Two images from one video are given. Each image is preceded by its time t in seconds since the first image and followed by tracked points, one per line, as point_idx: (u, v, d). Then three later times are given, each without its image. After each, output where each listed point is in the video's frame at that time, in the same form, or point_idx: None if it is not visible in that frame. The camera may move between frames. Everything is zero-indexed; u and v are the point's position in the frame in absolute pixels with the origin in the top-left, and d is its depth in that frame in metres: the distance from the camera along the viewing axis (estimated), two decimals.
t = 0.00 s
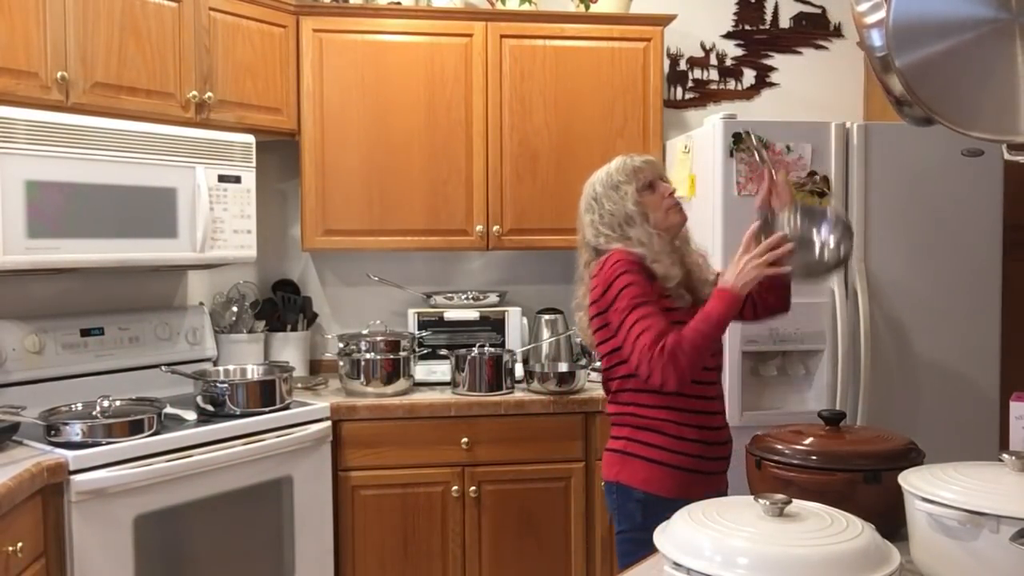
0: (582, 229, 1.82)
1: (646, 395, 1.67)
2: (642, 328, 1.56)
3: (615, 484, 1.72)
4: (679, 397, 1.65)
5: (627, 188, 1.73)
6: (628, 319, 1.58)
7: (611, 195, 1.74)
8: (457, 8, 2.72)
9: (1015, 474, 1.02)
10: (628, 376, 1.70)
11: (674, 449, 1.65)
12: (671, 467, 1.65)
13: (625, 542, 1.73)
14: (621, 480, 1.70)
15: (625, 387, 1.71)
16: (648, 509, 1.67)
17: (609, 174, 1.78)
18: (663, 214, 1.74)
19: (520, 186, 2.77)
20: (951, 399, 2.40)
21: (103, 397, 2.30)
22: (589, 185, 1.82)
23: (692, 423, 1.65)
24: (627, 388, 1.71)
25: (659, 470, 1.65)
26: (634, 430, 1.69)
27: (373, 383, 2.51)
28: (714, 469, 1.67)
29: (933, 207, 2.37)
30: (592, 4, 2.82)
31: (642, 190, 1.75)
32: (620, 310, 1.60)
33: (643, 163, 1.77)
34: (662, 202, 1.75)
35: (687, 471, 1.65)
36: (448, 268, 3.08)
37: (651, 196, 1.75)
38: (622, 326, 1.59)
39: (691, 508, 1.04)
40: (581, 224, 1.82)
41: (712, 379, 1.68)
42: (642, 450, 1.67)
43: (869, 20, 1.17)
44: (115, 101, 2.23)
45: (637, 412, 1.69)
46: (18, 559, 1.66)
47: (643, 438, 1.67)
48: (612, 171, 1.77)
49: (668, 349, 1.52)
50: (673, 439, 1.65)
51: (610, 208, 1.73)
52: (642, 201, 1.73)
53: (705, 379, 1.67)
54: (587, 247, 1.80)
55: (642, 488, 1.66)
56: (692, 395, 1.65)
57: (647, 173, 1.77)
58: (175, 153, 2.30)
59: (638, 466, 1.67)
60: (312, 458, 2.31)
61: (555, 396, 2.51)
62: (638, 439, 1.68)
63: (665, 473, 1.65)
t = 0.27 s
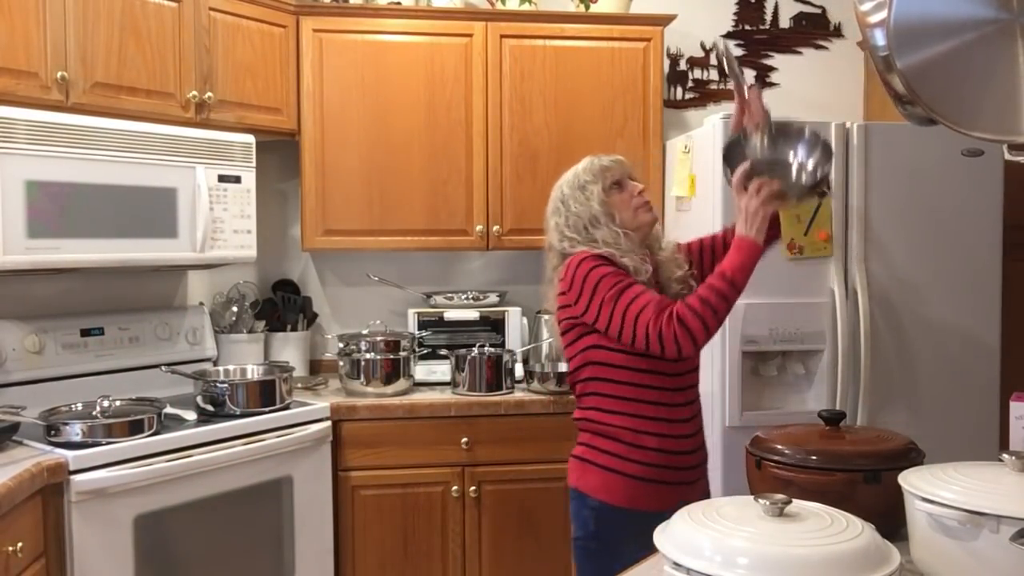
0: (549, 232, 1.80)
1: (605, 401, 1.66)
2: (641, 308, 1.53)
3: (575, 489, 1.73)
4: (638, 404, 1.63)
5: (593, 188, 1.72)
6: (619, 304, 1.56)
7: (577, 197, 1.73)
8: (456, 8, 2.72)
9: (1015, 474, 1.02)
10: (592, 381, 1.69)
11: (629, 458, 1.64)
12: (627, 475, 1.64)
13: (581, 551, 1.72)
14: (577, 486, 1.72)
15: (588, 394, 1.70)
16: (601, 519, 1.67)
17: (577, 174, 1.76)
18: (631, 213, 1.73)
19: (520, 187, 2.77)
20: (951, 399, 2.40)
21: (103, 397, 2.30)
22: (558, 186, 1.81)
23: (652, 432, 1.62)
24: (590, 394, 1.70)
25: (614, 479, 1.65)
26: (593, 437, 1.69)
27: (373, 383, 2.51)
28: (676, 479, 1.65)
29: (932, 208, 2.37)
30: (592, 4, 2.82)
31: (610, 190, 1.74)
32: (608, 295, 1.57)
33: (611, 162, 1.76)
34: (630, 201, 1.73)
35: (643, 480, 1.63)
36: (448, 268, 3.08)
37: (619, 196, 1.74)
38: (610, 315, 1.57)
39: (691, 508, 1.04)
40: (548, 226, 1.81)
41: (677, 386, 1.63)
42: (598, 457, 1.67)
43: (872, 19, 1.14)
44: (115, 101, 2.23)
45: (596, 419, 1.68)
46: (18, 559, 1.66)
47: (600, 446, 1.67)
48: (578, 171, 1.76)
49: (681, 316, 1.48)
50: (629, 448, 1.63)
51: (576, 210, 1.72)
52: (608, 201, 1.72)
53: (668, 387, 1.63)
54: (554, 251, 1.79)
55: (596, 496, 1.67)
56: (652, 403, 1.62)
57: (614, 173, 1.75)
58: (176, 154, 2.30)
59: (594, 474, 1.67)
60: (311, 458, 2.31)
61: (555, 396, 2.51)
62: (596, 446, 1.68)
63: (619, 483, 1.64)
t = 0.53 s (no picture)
0: (545, 230, 1.79)
1: (601, 401, 1.66)
2: (652, 275, 1.53)
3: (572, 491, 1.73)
4: (631, 404, 1.62)
5: (589, 184, 1.71)
6: (627, 279, 1.57)
7: (574, 194, 1.71)
8: (457, 8, 2.72)
9: (1015, 474, 1.03)
10: (590, 381, 1.69)
11: (624, 459, 1.63)
12: (621, 477, 1.64)
13: (577, 553, 1.71)
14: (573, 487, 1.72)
15: (586, 395, 1.70)
16: (596, 520, 1.67)
17: (572, 172, 1.75)
18: (627, 210, 1.72)
19: (520, 187, 2.77)
20: (951, 398, 2.40)
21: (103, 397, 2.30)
22: (552, 184, 1.79)
23: (646, 432, 1.62)
24: (587, 395, 1.70)
25: (608, 481, 1.65)
26: (590, 437, 1.69)
27: (373, 383, 2.51)
28: (672, 481, 1.63)
29: (932, 207, 2.37)
30: (592, 4, 2.82)
31: (606, 186, 1.72)
32: (617, 273, 1.59)
33: (606, 159, 1.74)
34: (627, 197, 1.73)
35: (638, 482, 1.62)
36: (448, 268, 3.08)
37: (615, 192, 1.72)
38: (621, 292, 1.57)
39: (691, 508, 1.04)
40: (544, 224, 1.79)
41: (673, 386, 1.63)
42: (593, 458, 1.67)
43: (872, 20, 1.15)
44: (115, 102, 2.23)
45: (592, 420, 1.68)
46: (18, 559, 1.66)
47: (596, 447, 1.67)
48: (574, 168, 1.75)
49: (697, 268, 1.46)
50: (623, 449, 1.63)
51: (573, 207, 1.71)
52: (605, 197, 1.71)
53: (663, 386, 1.62)
54: (549, 249, 1.78)
55: (591, 498, 1.67)
56: (646, 403, 1.62)
57: (610, 169, 1.74)
58: (176, 154, 2.30)
59: (590, 476, 1.68)
60: (311, 458, 2.31)
61: (555, 396, 2.51)
62: (592, 447, 1.68)
63: (613, 484, 1.64)
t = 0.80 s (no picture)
0: (562, 232, 1.75)
1: (625, 395, 1.60)
2: (668, 237, 1.47)
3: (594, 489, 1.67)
4: (657, 399, 1.56)
5: (605, 183, 1.65)
6: (644, 252, 1.51)
7: (590, 194, 1.66)
8: (457, 8, 2.72)
9: (1015, 474, 1.03)
10: (612, 375, 1.63)
11: (647, 455, 1.57)
12: (645, 473, 1.57)
13: (602, 549, 1.66)
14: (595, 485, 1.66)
15: (608, 390, 1.64)
16: (619, 517, 1.61)
17: (587, 171, 1.70)
18: (646, 206, 1.66)
19: (520, 187, 2.77)
20: (951, 398, 2.40)
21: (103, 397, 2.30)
22: (568, 184, 1.74)
23: (670, 428, 1.56)
24: (609, 390, 1.64)
25: (631, 478, 1.58)
26: (614, 433, 1.62)
27: (373, 383, 2.51)
28: (696, 479, 1.57)
29: (932, 208, 2.37)
30: (592, 4, 2.82)
31: (622, 184, 1.67)
32: (633, 249, 1.53)
33: (620, 157, 1.68)
34: (644, 193, 1.66)
35: (661, 480, 1.56)
36: (448, 268, 3.08)
37: (632, 189, 1.67)
38: (641, 269, 1.52)
39: (691, 508, 1.04)
40: (561, 226, 1.75)
41: (699, 382, 1.56)
42: (617, 455, 1.61)
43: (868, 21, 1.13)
44: (115, 102, 2.23)
45: (615, 415, 1.62)
46: (18, 560, 1.66)
47: (620, 444, 1.61)
48: (589, 167, 1.69)
49: (713, 215, 1.39)
50: (647, 445, 1.57)
51: (589, 207, 1.66)
52: (622, 196, 1.65)
53: (689, 382, 1.56)
54: (567, 250, 1.74)
55: (614, 495, 1.61)
56: (671, 398, 1.56)
57: (625, 166, 1.67)
58: (176, 154, 2.30)
59: (612, 472, 1.61)
60: (311, 458, 2.31)
61: (555, 396, 2.51)
62: (616, 444, 1.62)
63: (636, 482, 1.58)
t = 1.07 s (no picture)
0: (570, 234, 1.74)
1: (636, 392, 1.59)
2: (668, 221, 1.47)
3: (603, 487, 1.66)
4: (668, 397, 1.55)
5: (611, 184, 1.65)
6: (647, 242, 1.51)
7: (596, 196, 1.66)
8: (457, 8, 2.72)
9: (1016, 474, 1.02)
10: (622, 372, 1.62)
11: (657, 452, 1.56)
12: (655, 471, 1.56)
13: (610, 548, 1.64)
14: (605, 483, 1.64)
15: (618, 388, 1.64)
16: (628, 515, 1.59)
17: (592, 173, 1.69)
18: (652, 206, 1.67)
19: (520, 186, 2.77)
20: (951, 398, 2.40)
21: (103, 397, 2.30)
22: (574, 186, 1.73)
23: (681, 426, 1.55)
24: (619, 387, 1.63)
25: (641, 475, 1.57)
26: (624, 431, 1.61)
27: (373, 383, 2.51)
28: (706, 478, 1.56)
29: (932, 207, 2.37)
30: (592, 4, 2.82)
31: (628, 185, 1.67)
32: (636, 239, 1.53)
33: (625, 158, 1.68)
34: (651, 193, 1.67)
35: (672, 478, 1.55)
36: (448, 268, 3.08)
37: (638, 189, 1.67)
38: (645, 260, 1.52)
39: (692, 508, 1.04)
40: (568, 228, 1.74)
41: (710, 380, 1.56)
42: (627, 452, 1.60)
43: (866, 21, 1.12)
44: (115, 102, 2.23)
45: (625, 412, 1.61)
46: (18, 559, 1.66)
47: (629, 441, 1.60)
48: (594, 169, 1.69)
49: (711, 193, 1.40)
50: (658, 442, 1.56)
51: (596, 208, 1.65)
52: (628, 196, 1.65)
53: (701, 380, 1.55)
54: (576, 251, 1.74)
55: (623, 493, 1.59)
56: (682, 396, 1.55)
57: (630, 167, 1.68)
58: (176, 154, 2.30)
59: (622, 470, 1.60)
60: (311, 458, 2.31)
61: (555, 396, 2.51)
62: (626, 442, 1.60)
63: (647, 480, 1.56)
